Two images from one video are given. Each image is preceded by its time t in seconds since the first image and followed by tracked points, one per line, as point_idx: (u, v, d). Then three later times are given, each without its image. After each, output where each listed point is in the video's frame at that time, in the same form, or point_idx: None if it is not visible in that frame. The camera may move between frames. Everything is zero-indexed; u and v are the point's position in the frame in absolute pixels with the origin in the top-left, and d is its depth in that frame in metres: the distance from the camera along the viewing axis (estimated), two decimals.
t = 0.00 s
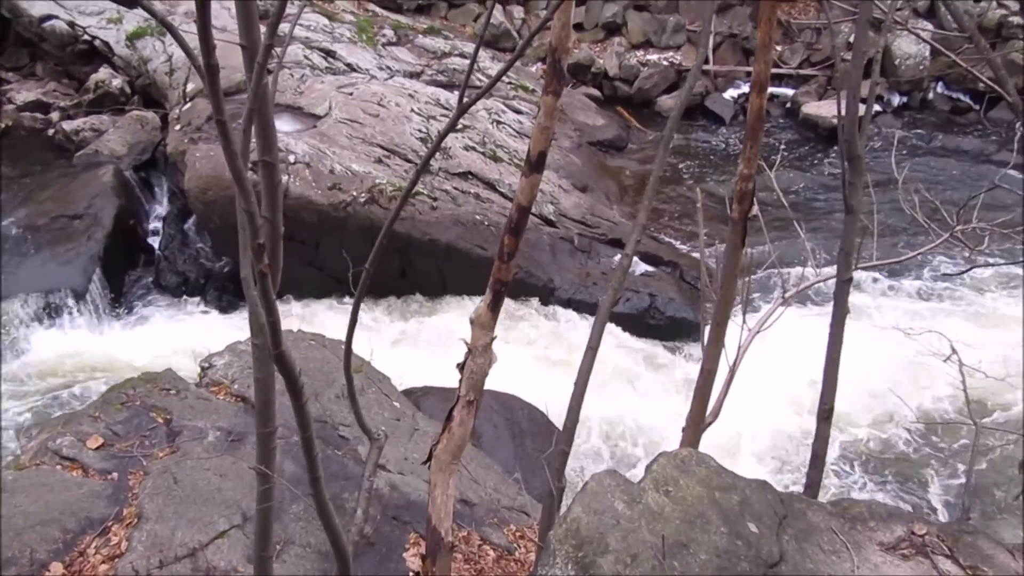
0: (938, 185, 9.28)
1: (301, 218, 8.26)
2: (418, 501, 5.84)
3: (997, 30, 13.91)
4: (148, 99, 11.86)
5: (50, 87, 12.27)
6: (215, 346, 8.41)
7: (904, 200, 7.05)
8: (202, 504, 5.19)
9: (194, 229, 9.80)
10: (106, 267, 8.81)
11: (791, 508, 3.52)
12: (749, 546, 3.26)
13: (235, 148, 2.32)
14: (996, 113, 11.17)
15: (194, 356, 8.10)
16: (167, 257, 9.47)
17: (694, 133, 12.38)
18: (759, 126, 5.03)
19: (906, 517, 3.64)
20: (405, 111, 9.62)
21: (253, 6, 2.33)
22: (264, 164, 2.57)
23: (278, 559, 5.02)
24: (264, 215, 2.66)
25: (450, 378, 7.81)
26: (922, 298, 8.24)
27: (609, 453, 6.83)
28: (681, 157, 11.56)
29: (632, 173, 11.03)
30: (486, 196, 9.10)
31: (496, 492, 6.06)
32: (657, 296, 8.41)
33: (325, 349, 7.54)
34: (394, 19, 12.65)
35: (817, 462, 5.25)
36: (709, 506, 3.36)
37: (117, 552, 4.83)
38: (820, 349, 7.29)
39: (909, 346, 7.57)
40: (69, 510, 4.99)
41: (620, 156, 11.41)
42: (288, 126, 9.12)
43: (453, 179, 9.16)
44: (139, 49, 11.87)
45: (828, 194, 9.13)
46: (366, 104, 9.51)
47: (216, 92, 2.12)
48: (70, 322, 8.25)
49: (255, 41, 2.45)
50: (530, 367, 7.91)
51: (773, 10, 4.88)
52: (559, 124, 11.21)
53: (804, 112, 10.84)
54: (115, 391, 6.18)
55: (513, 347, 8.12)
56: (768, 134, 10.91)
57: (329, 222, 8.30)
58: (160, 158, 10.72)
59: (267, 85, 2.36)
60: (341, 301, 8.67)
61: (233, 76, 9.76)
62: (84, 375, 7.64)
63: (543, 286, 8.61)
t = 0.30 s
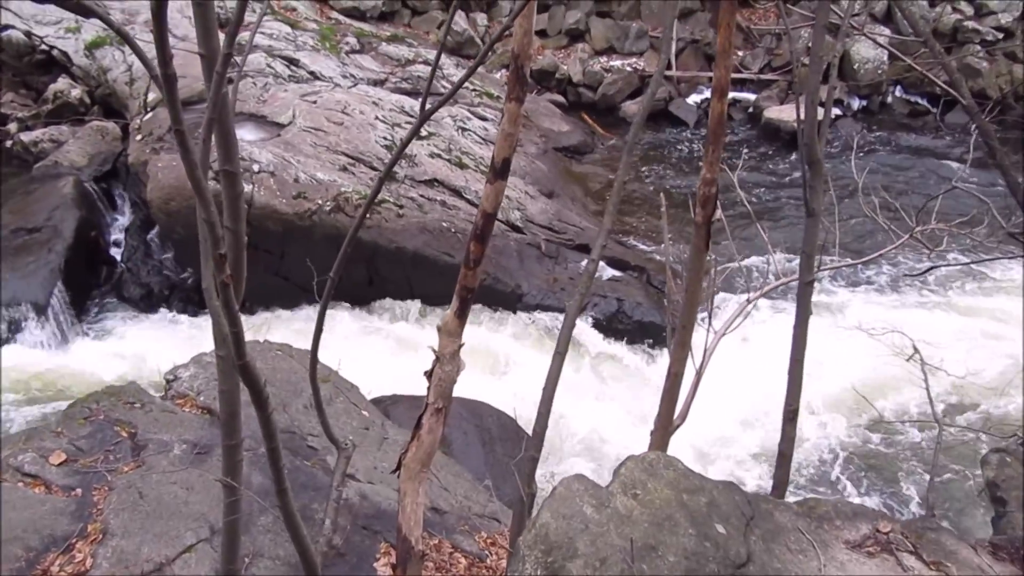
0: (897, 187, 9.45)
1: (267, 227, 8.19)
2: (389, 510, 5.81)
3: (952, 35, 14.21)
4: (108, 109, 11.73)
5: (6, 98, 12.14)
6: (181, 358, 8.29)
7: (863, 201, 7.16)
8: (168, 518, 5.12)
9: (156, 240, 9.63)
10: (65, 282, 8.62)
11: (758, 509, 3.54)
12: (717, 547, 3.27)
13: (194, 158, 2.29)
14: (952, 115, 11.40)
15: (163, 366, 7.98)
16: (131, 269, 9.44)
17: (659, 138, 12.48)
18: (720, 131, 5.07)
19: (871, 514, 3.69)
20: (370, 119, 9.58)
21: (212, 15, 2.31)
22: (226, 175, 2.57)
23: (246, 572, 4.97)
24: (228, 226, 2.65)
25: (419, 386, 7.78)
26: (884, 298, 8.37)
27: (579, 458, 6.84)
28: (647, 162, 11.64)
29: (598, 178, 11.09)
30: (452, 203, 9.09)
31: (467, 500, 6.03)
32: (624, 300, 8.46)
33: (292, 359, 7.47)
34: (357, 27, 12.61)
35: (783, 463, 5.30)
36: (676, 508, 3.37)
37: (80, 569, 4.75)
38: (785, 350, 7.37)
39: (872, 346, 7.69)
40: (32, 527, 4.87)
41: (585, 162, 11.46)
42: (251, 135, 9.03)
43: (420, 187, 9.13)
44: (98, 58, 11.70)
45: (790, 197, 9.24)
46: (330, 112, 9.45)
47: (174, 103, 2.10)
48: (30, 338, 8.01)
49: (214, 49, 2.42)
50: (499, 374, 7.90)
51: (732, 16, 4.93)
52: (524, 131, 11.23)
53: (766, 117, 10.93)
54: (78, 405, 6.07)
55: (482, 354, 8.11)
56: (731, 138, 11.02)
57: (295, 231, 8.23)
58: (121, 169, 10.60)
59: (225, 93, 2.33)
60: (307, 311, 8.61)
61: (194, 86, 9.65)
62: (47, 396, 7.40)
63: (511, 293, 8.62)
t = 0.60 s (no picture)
0: (859, 188, 9.59)
1: (233, 236, 8.10)
2: (361, 519, 5.76)
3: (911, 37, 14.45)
4: (69, 119, 11.52)
5: None
6: (148, 369, 8.20)
7: (827, 203, 7.23)
8: (136, 533, 5.06)
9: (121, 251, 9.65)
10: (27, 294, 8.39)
11: (728, 511, 3.58)
12: (689, 549, 3.29)
13: (156, 168, 2.22)
14: (912, 117, 11.59)
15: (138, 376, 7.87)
16: (94, 281, 9.38)
17: (626, 142, 12.54)
18: (684, 136, 5.10)
19: (839, 514, 3.73)
20: (336, 126, 9.52)
21: (173, 23, 2.25)
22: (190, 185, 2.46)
23: None
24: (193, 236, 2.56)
25: (389, 394, 7.74)
26: (849, 297, 8.48)
27: (551, 464, 6.84)
28: (614, 166, 11.70)
29: (566, 182, 11.12)
30: (420, 209, 9.06)
31: (440, 507, 6.00)
32: (594, 304, 8.49)
33: (261, 368, 7.39)
34: (322, 33, 12.53)
35: (753, 463, 5.34)
36: (647, 512, 3.40)
37: None
38: (753, 352, 7.42)
39: (839, 345, 7.78)
40: None
41: (552, 166, 11.49)
42: (215, 143, 8.93)
43: (387, 194, 9.08)
44: (58, 67, 11.52)
45: (755, 199, 9.34)
46: (295, 119, 9.37)
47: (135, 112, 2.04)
48: None
49: (176, 58, 2.34)
50: (470, 380, 7.87)
51: (694, 21, 4.95)
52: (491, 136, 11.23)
53: (731, 120, 11.05)
54: (43, 419, 5.92)
55: (452, 360, 8.08)
56: (697, 141, 11.12)
57: (262, 240, 8.16)
58: (84, 178, 10.36)
59: (184, 105, 2.28)
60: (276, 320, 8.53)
61: (156, 94, 9.52)
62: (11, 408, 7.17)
63: (480, 298, 8.62)
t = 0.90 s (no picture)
0: (830, 206, 9.71)
1: (206, 255, 8.05)
2: (335, 540, 5.69)
3: (879, 57, 14.72)
4: (39, 136, 11.28)
5: None
6: (117, 390, 8.05)
7: (799, 219, 7.29)
8: (106, 556, 4.99)
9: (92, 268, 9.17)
10: None
11: (702, 528, 3.58)
12: (664, 567, 3.30)
13: (125, 188, 2.05)
14: (881, 135, 11.79)
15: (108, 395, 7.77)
16: (66, 299, 9.14)
17: (600, 161, 12.62)
18: (658, 154, 5.14)
19: (813, 530, 3.74)
20: (310, 144, 9.50)
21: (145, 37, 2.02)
22: (161, 204, 2.24)
23: None
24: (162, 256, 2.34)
25: (363, 413, 7.69)
26: (822, 313, 8.56)
27: (527, 482, 6.82)
28: (589, 184, 11.76)
29: (541, 200, 11.16)
30: (395, 227, 9.04)
31: (415, 527, 5.95)
32: (569, 321, 8.54)
33: (234, 388, 7.31)
34: (296, 51, 12.51)
35: (728, 480, 5.35)
36: (622, 529, 3.39)
37: None
38: (728, 368, 7.46)
39: (811, 361, 7.84)
40: None
41: (527, 184, 11.52)
42: (188, 161, 8.86)
43: (362, 212, 9.05)
44: (28, 85, 11.40)
45: (728, 217, 9.42)
46: (269, 137, 9.34)
47: (106, 133, 1.92)
48: None
49: (149, 76, 2.08)
50: (446, 398, 7.84)
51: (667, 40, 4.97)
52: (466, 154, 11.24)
53: (704, 138, 11.16)
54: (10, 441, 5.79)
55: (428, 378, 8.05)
56: (671, 159, 11.21)
57: (236, 258, 8.11)
58: (54, 197, 10.11)
59: (158, 123, 2.23)
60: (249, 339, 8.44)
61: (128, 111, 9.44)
62: None
63: (455, 316, 8.65)
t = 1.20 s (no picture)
0: (807, 217, 9.79)
1: (183, 267, 7.98)
2: (314, 554, 5.64)
3: (854, 70, 14.90)
4: (14, 148, 11.20)
5: None
6: (93, 405, 7.94)
7: (776, 230, 7.34)
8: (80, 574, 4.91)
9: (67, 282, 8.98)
10: None
11: (682, 540, 3.65)
12: None
13: (101, 203, 2.00)
14: (856, 147, 11.93)
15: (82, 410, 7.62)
16: (40, 313, 9.03)
17: (579, 172, 12.66)
18: (636, 167, 5.16)
19: (791, 540, 3.80)
20: (289, 156, 9.46)
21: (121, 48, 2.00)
22: (136, 217, 2.19)
23: None
24: (138, 271, 2.28)
25: (342, 426, 7.64)
26: (800, 324, 8.60)
27: (506, 495, 6.79)
28: (569, 195, 11.79)
29: (521, 212, 11.17)
30: (374, 239, 9.01)
31: (395, 540, 5.90)
32: (549, 332, 8.55)
33: (212, 402, 7.23)
34: (274, 63, 12.47)
35: (707, 491, 5.36)
36: (602, 542, 3.40)
37: None
38: (707, 380, 7.46)
39: (789, 372, 7.88)
40: None
41: (506, 196, 11.53)
42: (165, 173, 8.79)
43: (341, 224, 9.02)
44: (2, 97, 11.28)
45: (706, 228, 9.48)
46: (247, 149, 9.29)
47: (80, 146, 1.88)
48: None
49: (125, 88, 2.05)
50: (426, 410, 7.82)
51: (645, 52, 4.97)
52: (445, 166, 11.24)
53: (682, 150, 11.24)
54: None
55: (407, 391, 8.03)
56: (651, 171, 11.27)
57: (213, 271, 8.04)
58: (29, 210, 9.86)
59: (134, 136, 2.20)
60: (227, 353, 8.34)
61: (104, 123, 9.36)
62: None
63: (435, 328, 8.59)
